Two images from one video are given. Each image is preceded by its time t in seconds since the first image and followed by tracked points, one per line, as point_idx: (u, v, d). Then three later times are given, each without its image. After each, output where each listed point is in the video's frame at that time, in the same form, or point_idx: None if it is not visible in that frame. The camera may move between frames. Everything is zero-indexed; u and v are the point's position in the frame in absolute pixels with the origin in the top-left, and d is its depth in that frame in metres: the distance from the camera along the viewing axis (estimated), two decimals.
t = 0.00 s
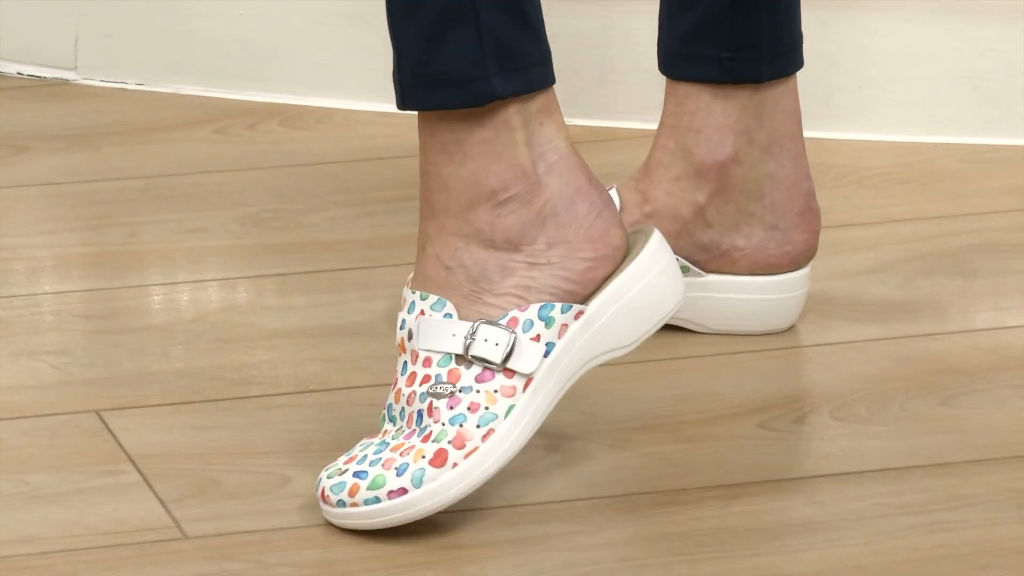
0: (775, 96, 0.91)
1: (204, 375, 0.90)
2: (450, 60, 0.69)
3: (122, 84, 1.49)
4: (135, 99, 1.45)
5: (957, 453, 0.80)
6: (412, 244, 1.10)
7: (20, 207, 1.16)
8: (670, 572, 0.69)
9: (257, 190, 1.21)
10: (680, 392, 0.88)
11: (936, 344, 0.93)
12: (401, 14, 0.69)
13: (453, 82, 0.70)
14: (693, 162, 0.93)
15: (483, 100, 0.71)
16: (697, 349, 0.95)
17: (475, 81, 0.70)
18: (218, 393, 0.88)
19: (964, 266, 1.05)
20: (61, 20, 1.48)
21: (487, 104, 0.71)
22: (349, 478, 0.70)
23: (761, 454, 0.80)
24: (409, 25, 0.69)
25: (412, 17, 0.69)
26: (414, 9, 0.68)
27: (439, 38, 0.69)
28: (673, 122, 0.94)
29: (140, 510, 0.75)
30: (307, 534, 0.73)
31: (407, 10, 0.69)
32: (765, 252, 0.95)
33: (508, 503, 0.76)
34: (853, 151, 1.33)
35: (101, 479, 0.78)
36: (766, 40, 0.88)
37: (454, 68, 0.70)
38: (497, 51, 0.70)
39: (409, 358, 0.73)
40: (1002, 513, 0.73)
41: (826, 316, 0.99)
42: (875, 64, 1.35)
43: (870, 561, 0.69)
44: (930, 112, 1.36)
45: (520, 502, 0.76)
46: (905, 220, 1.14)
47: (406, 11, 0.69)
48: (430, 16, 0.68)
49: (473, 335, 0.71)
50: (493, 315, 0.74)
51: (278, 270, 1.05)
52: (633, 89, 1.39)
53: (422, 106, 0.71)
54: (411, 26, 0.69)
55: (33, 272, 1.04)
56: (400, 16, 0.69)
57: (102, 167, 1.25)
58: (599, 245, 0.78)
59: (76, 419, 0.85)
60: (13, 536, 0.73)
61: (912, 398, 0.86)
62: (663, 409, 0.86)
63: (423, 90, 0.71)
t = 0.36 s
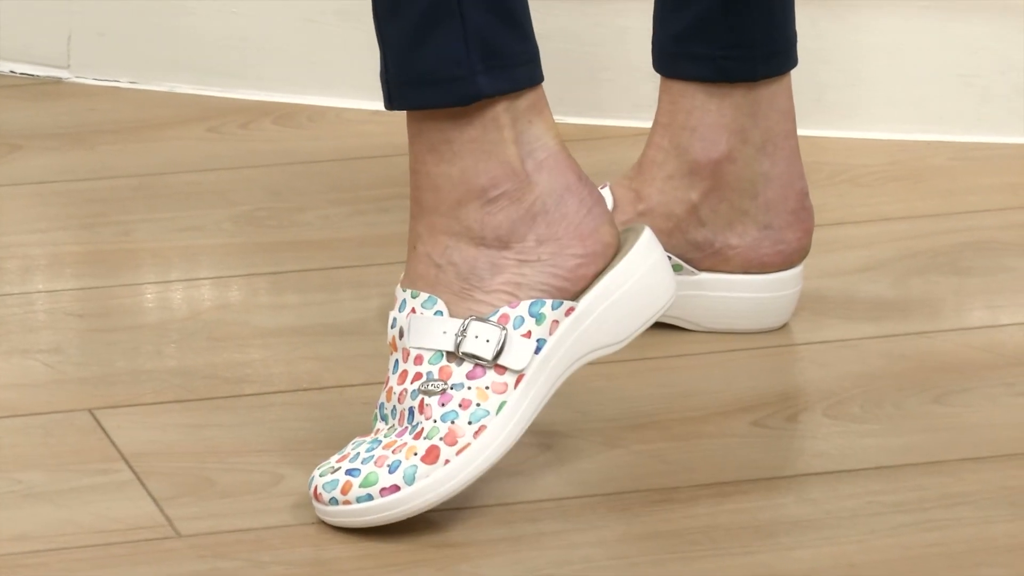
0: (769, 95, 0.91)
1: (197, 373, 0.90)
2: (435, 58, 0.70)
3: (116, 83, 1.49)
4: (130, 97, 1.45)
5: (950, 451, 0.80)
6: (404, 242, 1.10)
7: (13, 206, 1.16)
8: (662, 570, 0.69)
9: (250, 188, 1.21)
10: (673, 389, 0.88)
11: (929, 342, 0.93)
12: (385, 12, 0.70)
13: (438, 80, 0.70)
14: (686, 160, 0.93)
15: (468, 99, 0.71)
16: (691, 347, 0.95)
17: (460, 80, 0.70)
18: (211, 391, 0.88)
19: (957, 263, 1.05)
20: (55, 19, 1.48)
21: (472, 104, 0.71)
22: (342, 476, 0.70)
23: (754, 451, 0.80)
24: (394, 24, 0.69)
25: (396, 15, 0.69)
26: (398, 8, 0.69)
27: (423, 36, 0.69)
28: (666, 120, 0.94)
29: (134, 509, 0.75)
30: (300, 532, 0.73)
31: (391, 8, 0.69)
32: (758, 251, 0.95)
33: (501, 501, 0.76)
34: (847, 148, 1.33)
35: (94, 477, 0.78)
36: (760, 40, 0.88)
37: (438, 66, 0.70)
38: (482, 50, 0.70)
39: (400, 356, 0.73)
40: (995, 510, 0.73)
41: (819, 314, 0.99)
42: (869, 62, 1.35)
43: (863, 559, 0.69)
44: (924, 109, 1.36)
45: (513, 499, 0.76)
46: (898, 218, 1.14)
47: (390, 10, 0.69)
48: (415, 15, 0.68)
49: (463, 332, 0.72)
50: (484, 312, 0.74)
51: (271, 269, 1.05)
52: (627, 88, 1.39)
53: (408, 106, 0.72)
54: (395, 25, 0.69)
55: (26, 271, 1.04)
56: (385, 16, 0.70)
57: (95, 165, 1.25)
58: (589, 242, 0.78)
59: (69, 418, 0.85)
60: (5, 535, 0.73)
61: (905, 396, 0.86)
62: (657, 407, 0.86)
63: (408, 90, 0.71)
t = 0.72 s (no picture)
0: (763, 92, 0.91)
1: (194, 371, 0.90)
2: (439, 59, 0.70)
3: (111, 81, 1.49)
4: (126, 95, 1.45)
5: (946, 449, 0.80)
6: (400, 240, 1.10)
7: (9, 204, 1.16)
8: (659, 568, 0.69)
9: (246, 186, 1.21)
10: (670, 387, 0.88)
11: (925, 340, 0.93)
12: (388, 13, 0.69)
13: (442, 81, 0.70)
14: (682, 159, 0.93)
15: (472, 99, 0.71)
16: (687, 345, 0.95)
17: (464, 81, 0.70)
18: (208, 389, 0.88)
19: (953, 261, 1.05)
20: (49, 16, 1.48)
21: (475, 104, 0.71)
22: (342, 476, 0.70)
23: (750, 450, 0.80)
24: (399, 24, 0.69)
25: (400, 16, 0.69)
26: (403, 9, 0.68)
27: (428, 37, 0.69)
28: (662, 119, 0.94)
29: (130, 507, 0.75)
30: (297, 530, 0.73)
31: (395, 9, 0.69)
32: (754, 248, 0.95)
33: (497, 499, 0.76)
34: (843, 147, 1.33)
35: (90, 475, 0.78)
36: (754, 36, 0.88)
37: (444, 66, 0.70)
38: (486, 50, 0.70)
39: (398, 355, 0.73)
40: (992, 508, 0.74)
41: (815, 312, 0.99)
42: (865, 60, 1.35)
43: (859, 557, 0.70)
44: (919, 108, 1.36)
45: (509, 497, 0.76)
46: (893, 216, 1.14)
47: (394, 10, 0.69)
48: (421, 15, 0.68)
49: (463, 331, 0.72)
50: (484, 311, 0.74)
51: (267, 267, 1.05)
52: (622, 86, 1.39)
53: (410, 107, 0.71)
54: (399, 26, 0.69)
55: (22, 269, 1.04)
56: (389, 16, 0.69)
57: (91, 163, 1.25)
58: (586, 240, 0.78)
59: (65, 416, 0.85)
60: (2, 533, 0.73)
61: (901, 394, 0.86)
62: (653, 405, 0.86)
63: (411, 91, 0.71)
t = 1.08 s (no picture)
0: (759, 91, 0.92)
1: (189, 371, 0.90)
2: (472, 62, 0.70)
3: (107, 81, 1.49)
4: (122, 95, 1.45)
5: (942, 449, 0.80)
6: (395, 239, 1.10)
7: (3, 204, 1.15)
8: (654, 567, 0.69)
9: (241, 186, 1.21)
10: (666, 387, 0.88)
11: (920, 340, 0.93)
12: (420, 16, 0.69)
13: (472, 84, 0.71)
14: (679, 158, 0.93)
15: (498, 101, 0.72)
16: (683, 345, 0.95)
17: (492, 83, 0.72)
18: (203, 389, 0.88)
19: (948, 261, 1.05)
20: (44, 16, 1.48)
21: (499, 106, 0.73)
22: (361, 481, 0.69)
23: (745, 450, 0.80)
24: (434, 30, 0.69)
25: (436, 19, 0.69)
26: (439, 13, 0.69)
27: (464, 41, 0.70)
28: (657, 118, 0.93)
29: (126, 507, 0.75)
30: (293, 530, 0.73)
31: (430, 12, 0.69)
32: (749, 247, 0.96)
33: (493, 498, 0.76)
34: (838, 146, 1.33)
35: (85, 475, 0.78)
36: (752, 36, 0.88)
37: (475, 69, 0.71)
38: (510, 53, 0.72)
39: (395, 355, 0.73)
40: (987, 508, 0.74)
41: (811, 312, 0.99)
42: (861, 60, 1.35)
43: (855, 557, 0.70)
44: (914, 107, 1.36)
45: (505, 497, 0.76)
46: (889, 215, 1.15)
47: (428, 13, 0.69)
48: (458, 21, 0.69)
49: (470, 331, 0.73)
50: (484, 309, 0.76)
51: (263, 266, 1.05)
52: (618, 86, 1.39)
53: (436, 109, 0.72)
54: (432, 30, 0.69)
55: (17, 268, 1.04)
56: (421, 21, 0.69)
57: (85, 163, 1.25)
58: (563, 235, 0.81)
59: (60, 416, 0.85)
60: None
61: (897, 394, 0.86)
62: (649, 404, 0.86)
63: (439, 93, 0.71)
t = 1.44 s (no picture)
0: (755, 89, 0.92)
1: (186, 371, 0.90)
2: (481, 63, 0.72)
3: (104, 81, 1.49)
4: (119, 95, 1.45)
5: (939, 448, 0.80)
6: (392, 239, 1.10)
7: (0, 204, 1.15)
8: (651, 567, 0.69)
9: (238, 186, 1.21)
10: (663, 386, 0.88)
11: (918, 339, 0.93)
12: (438, 17, 0.70)
13: (479, 84, 0.73)
14: (673, 155, 0.93)
15: (497, 101, 0.75)
16: (680, 344, 0.95)
17: (495, 83, 0.74)
18: (201, 389, 0.88)
19: (945, 261, 1.05)
20: (41, 16, 1.47)
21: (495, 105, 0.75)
22: (367, 480, 0.70)
23: (742, 449, 0.80)
24: (450, 29, 0.70)
25: (454, 20, 0.70)
26: (457, 14, 0.70)
27: (476, 43, 0.71)
28: (652, 116, 0.93)
29: (123, 506, 0.75)
30: (290, 529, 0.72)
31: (448, 13, 0.70)
32: (745, 244, 0.95)
33: (489, 498, 0.76)
34: (836, 146, 1.33)
35: (82, 475, 0.78)
36: (748, 34, 0.88)
37: (483, 70, 0.72)
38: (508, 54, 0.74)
39: (378, 350, 0.73)
40: (985, 508, 0.74)
41: (808, 312, 0.99)
42: (858, 59, 1.35)
43: (853, 556, 0.69)
44: (911, 107, 1.36)
45: (501, 496, 0.76)
46: (886, 215, 1.14)
47: (445, 14, 0.70)
48: (472, 22, 0.71)
49: (452, 324, 0.75)
50: (457, 300, 0.78)
51: (259, 266, 1.05)
52: (614, 86, 1.39)
53: (443, 108, 0.73)
54: (448, 30, 0.70)
55: (14, 268, 1.04)
56: (437, 21, 0.70)
57: (82, 163, 1.25)
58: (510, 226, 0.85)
59: (57, 415, 0.85)
60: None
61: (894, 394, 0.86)
62: (646, 404, 0.86)
63: (449, 92, 0.72)
